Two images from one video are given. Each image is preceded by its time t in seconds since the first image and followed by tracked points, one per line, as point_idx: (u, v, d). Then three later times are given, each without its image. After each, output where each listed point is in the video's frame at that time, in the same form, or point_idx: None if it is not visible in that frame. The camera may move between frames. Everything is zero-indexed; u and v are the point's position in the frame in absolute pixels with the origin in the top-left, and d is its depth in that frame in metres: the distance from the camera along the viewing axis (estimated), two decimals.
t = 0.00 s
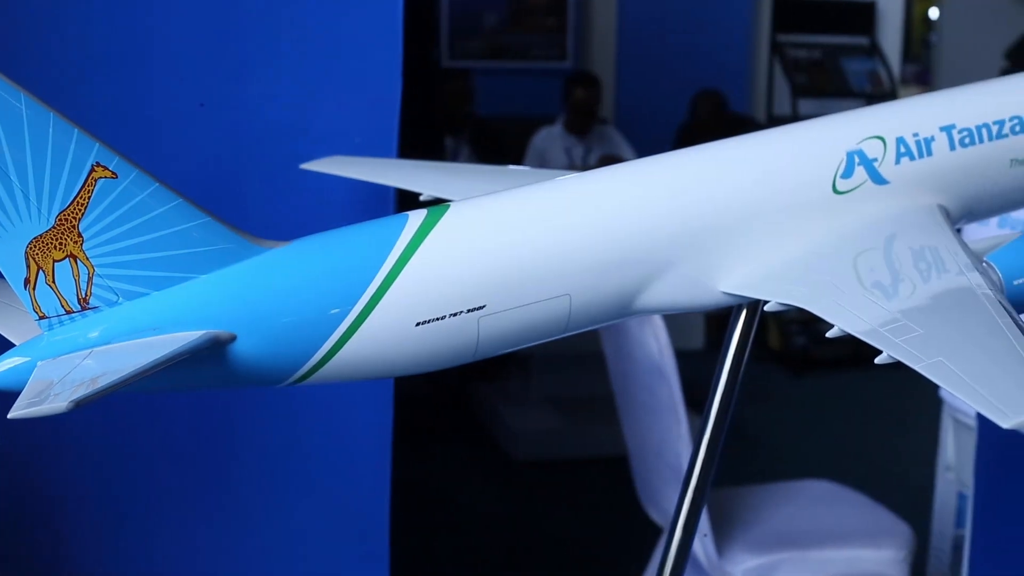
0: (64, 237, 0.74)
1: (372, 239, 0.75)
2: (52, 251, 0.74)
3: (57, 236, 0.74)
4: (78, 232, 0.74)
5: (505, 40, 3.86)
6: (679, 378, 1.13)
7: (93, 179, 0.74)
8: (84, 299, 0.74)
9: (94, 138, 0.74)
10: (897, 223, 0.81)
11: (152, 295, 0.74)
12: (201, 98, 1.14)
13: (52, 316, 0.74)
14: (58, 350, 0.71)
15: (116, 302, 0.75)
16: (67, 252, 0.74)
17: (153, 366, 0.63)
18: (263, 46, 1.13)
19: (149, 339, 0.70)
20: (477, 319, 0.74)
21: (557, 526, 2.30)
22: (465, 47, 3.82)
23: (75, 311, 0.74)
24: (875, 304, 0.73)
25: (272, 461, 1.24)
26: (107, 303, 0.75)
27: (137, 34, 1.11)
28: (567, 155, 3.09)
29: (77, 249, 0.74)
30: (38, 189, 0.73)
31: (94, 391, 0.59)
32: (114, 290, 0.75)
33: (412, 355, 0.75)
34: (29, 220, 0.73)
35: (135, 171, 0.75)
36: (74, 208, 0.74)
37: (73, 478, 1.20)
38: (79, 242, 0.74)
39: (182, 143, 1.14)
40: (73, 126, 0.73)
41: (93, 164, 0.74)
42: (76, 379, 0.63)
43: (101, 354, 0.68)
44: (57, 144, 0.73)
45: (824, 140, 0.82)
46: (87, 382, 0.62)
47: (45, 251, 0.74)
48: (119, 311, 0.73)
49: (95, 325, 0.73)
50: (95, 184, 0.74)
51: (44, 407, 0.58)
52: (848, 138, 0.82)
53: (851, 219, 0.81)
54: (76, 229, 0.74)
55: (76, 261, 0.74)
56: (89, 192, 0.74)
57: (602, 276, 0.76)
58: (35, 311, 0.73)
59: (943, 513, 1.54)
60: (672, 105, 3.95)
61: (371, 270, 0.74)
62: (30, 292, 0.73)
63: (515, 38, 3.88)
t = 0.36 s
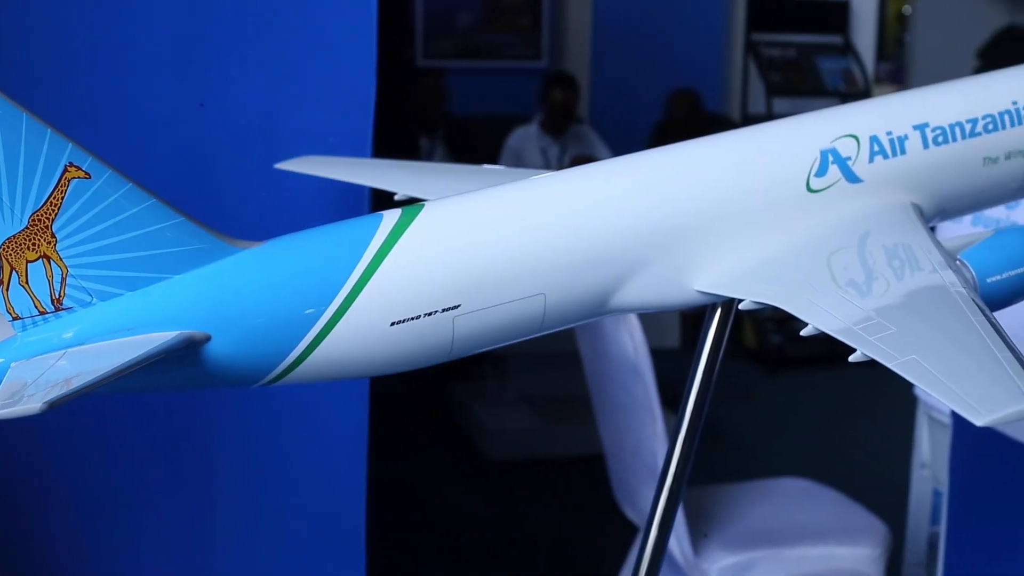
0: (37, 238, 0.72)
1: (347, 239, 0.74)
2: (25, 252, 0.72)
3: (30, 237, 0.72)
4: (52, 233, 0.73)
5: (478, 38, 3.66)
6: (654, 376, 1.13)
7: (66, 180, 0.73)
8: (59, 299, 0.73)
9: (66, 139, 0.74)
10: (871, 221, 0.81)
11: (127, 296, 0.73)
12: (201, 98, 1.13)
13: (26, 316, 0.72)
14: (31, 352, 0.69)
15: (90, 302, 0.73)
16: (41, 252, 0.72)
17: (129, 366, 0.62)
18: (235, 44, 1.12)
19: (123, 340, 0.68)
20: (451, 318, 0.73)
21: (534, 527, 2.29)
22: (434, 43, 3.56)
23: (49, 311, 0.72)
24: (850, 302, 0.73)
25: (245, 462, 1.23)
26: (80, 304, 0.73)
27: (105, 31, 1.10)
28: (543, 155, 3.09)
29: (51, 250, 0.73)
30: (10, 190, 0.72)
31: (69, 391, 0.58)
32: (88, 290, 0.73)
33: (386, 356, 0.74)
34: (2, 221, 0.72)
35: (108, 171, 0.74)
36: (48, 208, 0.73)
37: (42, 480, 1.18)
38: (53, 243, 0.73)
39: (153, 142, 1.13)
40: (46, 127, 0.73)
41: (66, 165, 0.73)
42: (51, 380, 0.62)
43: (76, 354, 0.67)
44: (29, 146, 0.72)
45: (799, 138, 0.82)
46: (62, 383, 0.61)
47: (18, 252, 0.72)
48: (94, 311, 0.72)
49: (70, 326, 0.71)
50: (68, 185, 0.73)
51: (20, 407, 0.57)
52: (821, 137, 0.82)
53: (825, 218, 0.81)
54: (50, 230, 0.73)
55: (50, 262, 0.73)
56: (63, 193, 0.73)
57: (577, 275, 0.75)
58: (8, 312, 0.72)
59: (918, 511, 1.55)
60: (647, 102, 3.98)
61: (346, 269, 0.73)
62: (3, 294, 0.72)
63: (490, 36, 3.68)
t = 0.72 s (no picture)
0: (11, 237, 0.71)
1: (321, 238, 0.74)
2: None
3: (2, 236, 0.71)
4: (27, 232, 0.72)
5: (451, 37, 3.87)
6: (631, 373, 1.13)
7: (41, 179, 0.72)
8: (34, 299, 0.71)
9: (41, 138, 0.73)
10: (847, 218, 0.81)
11: (102, 295, 0.72)
12: (201, 98, 1.12)
13: None
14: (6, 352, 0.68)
15: (64, 302, 0.72)
16: (15, 252, 0.71)
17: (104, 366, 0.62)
18: (207, 40, 1.11)
19: (97, 340, 0.67)
20: (428, 316, 0.73)
21: (511, 525, 2.29)
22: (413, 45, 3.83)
23: (23, 311, 0.71)
24: (825, 299, 0.73)
25: (217, 463, 1.22)
26: (56, 304, 0.72)
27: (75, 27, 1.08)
28: (520, 153, 3.10)
29: (25, 250, 0.71)
30: None
31: (42, 391, 0.57)
32: (62, 289, 0.72)
33: (361, 354, 0.74)
34: None
35: (83, 170, 0.73)
36: (22, 208, 0.72)
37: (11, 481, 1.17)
38: (27, 242, 0.71)
39: (124, 139, 1.11)
40: (20, 127, 0.72)
41: (41, 164, 0.72)
42: (26, 379, 0.61)
43: (51, 354, 0.66)
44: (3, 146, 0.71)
45: (774, 136, 0.82)
46: (36, 382, 0.60)
47: None
48: (70, 310, 0.71)
49: (45, 325, 0.70)
50: (43, 185, 0.72)
51: None
52: (797, 135, 0.82)
53: (802, 216, 0.81)
54: (24, 230, 0.71)
55: (25, 261, 0.71)
56: (37, 192, 0.72)
57: (554, 273, 0.75)
58: None
59: (895, 507, 1.56)
60: (623, 103, 3.96)
61: (321, 268, 0.72)
62: None
63: (463, 34, 3.88)
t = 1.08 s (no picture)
0: None
1: (307, 238, 0.73)
2: None
3: None
4: (11, 232, 0.71)
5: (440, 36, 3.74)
6: (618, 374, 1.12)
7: (25, 179, 0.72)
8: (18, 299, 0.71)
9: (25, 137, 0.72)
10: (833, 217, 0.81)
11: (87, 295, 0.71)
12: (201, 98, 1.11)
13: None
14: None
15: (50, 303, 0.72)
16: None
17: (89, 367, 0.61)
18: (191, 40, 1.10)
19: (82, 341, 0.67)
20: (414, 316, 0.72)
21: (499, 524, 2.29)
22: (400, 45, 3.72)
23: (8, 311, 0.70)
24: (811, 298, 0.73)
25: (201, 465, 1.21)
26: (41, 304, 0.71)
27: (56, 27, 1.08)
28: (505, 153, 3.10)
29: (10, 250, 0.71)
30: None
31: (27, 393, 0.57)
32: (48, 290, 0.72)
33: (347, 355, 0.73)
34: None
35: (69, 170, 0.73)
36: (6, 208, 0.71)
37: None
38: (12, 242, 0.71)
39: (106, 140, 1.11)
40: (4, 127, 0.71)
41: (25, 164, 0.72)
42: (11, 380, 0.60)
43: (36, 355, 0.65)
44: None
45: (760, 135, 0.81)
46: (20, 384, 0.59)
47: None
48: (54, 311, 0.70)
49: (30, 325, 0.69)
50: (28, 184, 0.72)
51: None
52: (783, 134, 0.81)
53: (787, 215, 0.81)
54: (8, 230, 0.71)
55: (9, 262, 0.71)
56: (21, 192, 0.71)
57: (540, 273, 0.75)
58: None
59: (882, 506, 1.56)
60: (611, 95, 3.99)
61: (306, 267, 0.72)
62: None
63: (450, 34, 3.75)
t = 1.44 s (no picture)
0: None
1: (291, 237, 0.73)
2: None
3: None
4: None
5: (423, 36, 3.89)
6: (604, 374, 1.13)
7: (9, 180, 0.71)
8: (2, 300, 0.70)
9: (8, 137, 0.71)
10: (817, 217, 0.81)
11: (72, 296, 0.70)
12: (201, 98, 1.11)
13: None
14: None
15: (34, 303, 0.71)
16: None
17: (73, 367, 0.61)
18: (173, 38, 1.09)
19: (65, 342, 0.66)
20: (398, 316, 0.72)
21: (484, 522, 2.29)
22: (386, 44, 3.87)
23: None
24: (795, 297, 0.73)
25: (184, 466, 1.20)
26: (24, 305, 0.70)
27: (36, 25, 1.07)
28: (490, 152, 3.11)
29: None
30: None
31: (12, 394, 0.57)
32: (32, 291, 0.71)
33: (330, 355, 0.73)
34: None
35: (53, 170, 0.72)
36: None
37: None
38: None
39: (89, 139, 1.10)
40: None
41: (8, 164, 0.71)
42: None
43: (19, 355, 0.64)
44: None
45: (744, 134, 0.81)
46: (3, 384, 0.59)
47: None
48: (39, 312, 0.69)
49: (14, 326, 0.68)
50: (11, 185, 0.71)
51: None
52: (766, 134, 0.81)
53: (770, 214, 0.81)
54: None
55: None
56: (5, 193, 0.70)
57: (525, 273, 0.74)
58: None
59: (866, 505, 1.57)
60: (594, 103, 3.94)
61: (291, 267, 0.71)
62: None
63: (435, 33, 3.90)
